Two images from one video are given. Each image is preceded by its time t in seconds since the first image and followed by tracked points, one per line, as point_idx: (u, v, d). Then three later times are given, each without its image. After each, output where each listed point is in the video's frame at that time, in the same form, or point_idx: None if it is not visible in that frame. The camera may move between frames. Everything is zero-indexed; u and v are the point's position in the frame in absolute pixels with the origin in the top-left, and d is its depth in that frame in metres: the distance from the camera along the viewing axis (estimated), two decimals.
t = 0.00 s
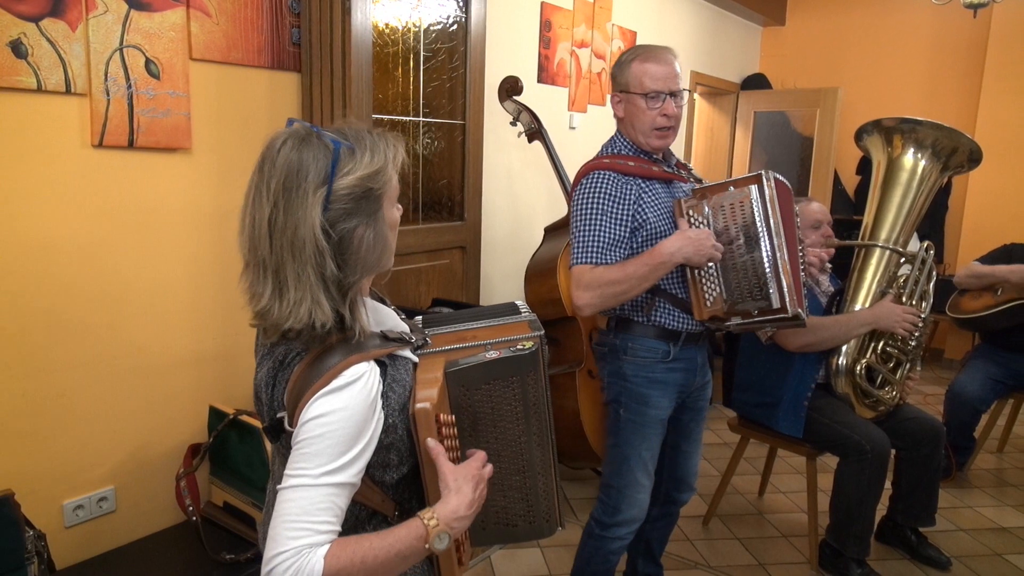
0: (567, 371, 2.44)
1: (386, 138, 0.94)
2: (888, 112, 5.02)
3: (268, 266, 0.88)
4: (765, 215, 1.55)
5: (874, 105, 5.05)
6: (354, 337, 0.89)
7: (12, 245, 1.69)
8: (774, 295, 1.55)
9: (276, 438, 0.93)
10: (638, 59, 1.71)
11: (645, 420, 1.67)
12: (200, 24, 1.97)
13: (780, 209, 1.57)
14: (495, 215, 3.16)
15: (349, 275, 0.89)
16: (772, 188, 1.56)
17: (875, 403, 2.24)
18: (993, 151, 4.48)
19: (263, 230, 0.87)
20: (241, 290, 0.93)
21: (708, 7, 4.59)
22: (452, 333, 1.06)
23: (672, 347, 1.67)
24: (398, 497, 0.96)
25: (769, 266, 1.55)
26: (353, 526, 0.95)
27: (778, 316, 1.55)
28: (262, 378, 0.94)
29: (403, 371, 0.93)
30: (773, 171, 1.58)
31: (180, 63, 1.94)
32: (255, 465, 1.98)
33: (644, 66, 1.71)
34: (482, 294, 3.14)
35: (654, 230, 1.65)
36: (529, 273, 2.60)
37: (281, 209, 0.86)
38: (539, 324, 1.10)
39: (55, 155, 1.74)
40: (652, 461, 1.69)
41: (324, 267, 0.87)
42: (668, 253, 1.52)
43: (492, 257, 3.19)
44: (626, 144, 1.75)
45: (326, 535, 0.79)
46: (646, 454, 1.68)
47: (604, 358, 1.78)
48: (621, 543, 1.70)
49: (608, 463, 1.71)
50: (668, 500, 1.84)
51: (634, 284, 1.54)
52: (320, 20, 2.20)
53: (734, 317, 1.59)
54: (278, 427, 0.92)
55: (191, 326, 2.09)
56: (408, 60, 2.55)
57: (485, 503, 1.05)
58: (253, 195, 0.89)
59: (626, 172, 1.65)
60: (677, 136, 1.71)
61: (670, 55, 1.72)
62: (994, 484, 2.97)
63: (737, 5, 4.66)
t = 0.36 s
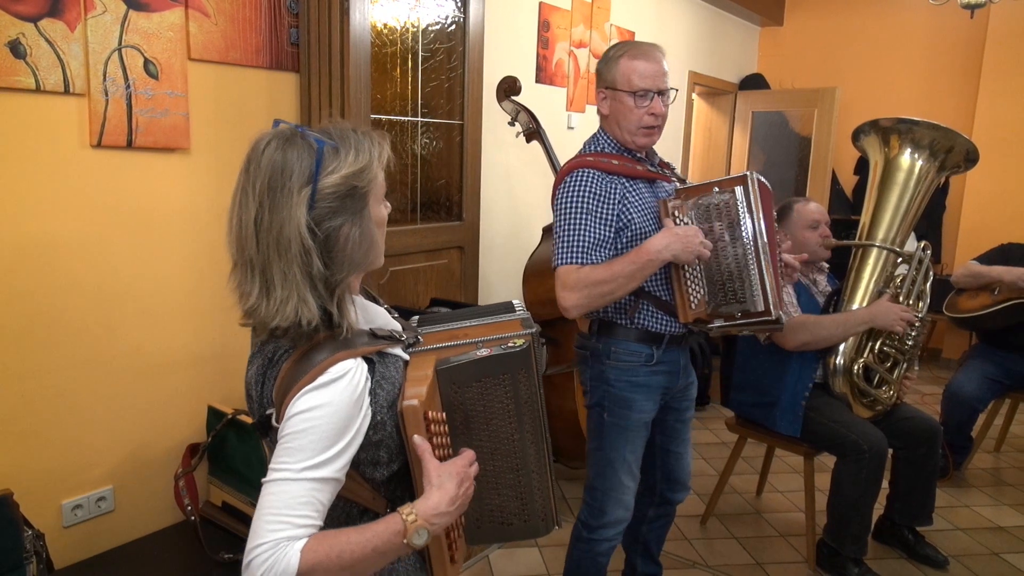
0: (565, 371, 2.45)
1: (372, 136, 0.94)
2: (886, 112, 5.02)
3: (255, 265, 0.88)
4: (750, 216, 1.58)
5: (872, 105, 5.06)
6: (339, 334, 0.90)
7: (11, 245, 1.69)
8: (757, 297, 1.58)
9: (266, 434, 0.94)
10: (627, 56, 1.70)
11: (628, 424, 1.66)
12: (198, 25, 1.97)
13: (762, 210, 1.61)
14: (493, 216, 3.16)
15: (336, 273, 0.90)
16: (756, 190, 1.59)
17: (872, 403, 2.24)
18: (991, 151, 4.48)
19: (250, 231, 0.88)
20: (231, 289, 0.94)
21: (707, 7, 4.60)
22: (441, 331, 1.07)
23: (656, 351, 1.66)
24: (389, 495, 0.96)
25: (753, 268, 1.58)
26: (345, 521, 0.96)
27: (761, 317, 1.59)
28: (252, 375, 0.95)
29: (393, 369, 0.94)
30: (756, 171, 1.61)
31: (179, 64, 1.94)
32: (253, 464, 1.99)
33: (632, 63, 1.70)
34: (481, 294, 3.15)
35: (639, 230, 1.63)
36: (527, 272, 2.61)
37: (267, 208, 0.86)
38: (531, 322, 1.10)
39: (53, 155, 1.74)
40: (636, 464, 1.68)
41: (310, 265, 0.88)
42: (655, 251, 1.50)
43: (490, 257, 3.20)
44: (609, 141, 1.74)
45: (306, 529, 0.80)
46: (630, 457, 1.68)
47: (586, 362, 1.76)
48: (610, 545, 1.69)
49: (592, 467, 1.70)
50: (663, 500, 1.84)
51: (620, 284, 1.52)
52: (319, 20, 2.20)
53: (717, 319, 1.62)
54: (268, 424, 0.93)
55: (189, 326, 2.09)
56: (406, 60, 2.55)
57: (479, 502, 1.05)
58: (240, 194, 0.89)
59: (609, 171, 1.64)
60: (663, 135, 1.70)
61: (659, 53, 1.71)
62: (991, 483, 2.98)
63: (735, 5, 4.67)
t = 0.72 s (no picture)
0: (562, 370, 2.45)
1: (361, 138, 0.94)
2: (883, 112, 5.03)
3: (235, 260, 0.90)
4: (744, 215, 1.59)
5: (869, 105, 5.06)
6: (318, 336, 0.88)
7: (9, 245, 1.69)
8: (751, 297, 1.60)
9: (259, 429, 0.95)
10: (628, 54, 1.68)
11: (625, 426, 1.66)
12: (196, 25, 1.97)
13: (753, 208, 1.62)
14: (491, 215, 3.17)
15: (310, 273, 0.89)
16: (748, 189, 1.60)
17: (869, 402, 2.24)
18: (988, 151, 4.49)
19: (233, 225, 0.89)
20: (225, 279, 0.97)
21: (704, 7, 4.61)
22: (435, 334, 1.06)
23: (652, 351, 1.67)
24: (382, 491, 0.97)
25: (747, 268, 1.59)
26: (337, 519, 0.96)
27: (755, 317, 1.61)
28: (246, 372, 0.96)
29: (386, 366, 0.94)
30: (745, 172, 1.62)
31: (176, 64, 1.94)
32: (251, 464, 1.99)
33: (633, 62, 1.68)
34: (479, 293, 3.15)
35: (638, 233, 1.62)
36: (525, 272, 2.62)
37: (246, 205, 0.88)
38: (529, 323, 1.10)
39: (51, 155, 1.74)
40: (632, 465, 1.68)
41: (283, 265, 0.87)
42: (660, 257, 1.50)
43: (488, 257, 3.20)
44: (602, 141, 1.72)
45: (301, 523, 0.80)
46: (626, 459, 1.68)
47: (581, 364, 1.75)
48: (605, 545, 1.69)
49: (587, 469, 1.70)
50: (664, 498, 1.84)
51: (623, 291, 1.51)
52: (317, 20, 2.20)
53: (711, 318, 1.63)
54: (261, 420, 0.94)
55: (187, 326, 2.10)
56: (404, 61, 2.55)
57: (475, 500, 1.05)
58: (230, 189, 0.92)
59: (604, 172, 1.62)
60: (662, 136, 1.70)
61: (658, 53, 1.70)
62: (989, 482, 2.99)
63: (733, 5, 4.68)
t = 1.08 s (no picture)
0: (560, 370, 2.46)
1: (334, 141, 0.97)
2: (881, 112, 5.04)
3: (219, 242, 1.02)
4: (740, 216, 1.60)
5: (867, 104, 5.07)
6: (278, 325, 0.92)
7: (7, 246, 1.69)
8: (746, 294, 1.63)
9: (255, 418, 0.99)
10: (645, 53, 1.66)
11: (628, 429, 1.66)
12: (194, 26, 1.97)
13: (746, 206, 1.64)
14: (489, 215, 3.17)
15: (258, 269, 0.96)
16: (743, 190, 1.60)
17: (867, 402, 2.25)
18: (986, 150, 4.49)
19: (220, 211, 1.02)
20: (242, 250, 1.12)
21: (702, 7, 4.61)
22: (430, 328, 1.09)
23: (653, 352, 1.68)
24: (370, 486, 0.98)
25: (742, 266, 1.62)
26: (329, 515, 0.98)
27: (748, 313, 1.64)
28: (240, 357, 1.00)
29: (374, 359, 0.97)
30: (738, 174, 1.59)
31: (174, 65, 1.94)
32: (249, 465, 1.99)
33: (648, 61, 1.67)
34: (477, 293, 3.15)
35: (644, 236, 1.62)
36: (524, 271, 2.63)
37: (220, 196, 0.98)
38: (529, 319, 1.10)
39: (50, 156, 1.74)
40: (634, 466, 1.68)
41: (236, 257, 0.96)
42: (668, 260, 1.50)
43: (487, 258, 3.20)
44: (605, 141, 1.70)
45: (275, 503, 0.82)
46: (628, 460, 1.68)
47: (581, 368, 1.73)
48: (605, 546, 1.70)
49: (589, 472, 1.69)
50: (658, 497, 1.84)
51: (634, 295, 1.49)
52: (314, 21, 2.21)
53: (707, 316, 1.64)
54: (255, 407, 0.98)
55: (185, 327, 2.10)
56: (401, 61, 2.55)
57: (471, 507, 1.02)
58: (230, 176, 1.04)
59: (613, 175, 1.59)
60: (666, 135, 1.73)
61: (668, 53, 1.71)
62: (987, 481, 2.99)
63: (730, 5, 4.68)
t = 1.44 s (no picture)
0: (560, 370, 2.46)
1: (297, 142, 1.06)
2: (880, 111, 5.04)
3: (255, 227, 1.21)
4: (743, 212, 1.61)
5: (866, 103, 5.07)
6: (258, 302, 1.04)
7: (5, 248, 1.69)
8: (751, 292, 1.63)
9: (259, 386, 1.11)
10: (661, 51, 1.68)
11: (632, 430, 1.66)
12: (192, 26, 1.97)
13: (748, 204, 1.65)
14: (489, 215, 3.17)
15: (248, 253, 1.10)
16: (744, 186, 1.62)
17: (866, 401, 2.25)
18: (985, 149, 4.50)
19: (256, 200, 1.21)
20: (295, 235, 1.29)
21: (700, 7, 4.61)
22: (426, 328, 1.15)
23: (658, 353, 1.68)
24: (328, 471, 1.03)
25: (747, 263, 1.62)
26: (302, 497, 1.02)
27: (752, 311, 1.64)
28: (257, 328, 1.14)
29: (348, 344, 1.04)
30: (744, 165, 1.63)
31: (173, 65, 1.94)
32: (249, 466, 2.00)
33: (663, 60, 1.68)
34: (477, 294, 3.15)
35: (651, 237, 1.62)
36: (524, 271, 2.64)
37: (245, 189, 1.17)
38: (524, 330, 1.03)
39: (48, 158, 1.74)
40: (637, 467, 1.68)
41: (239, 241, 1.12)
42: (674, 263, 1.49)
43: (486, 258, 3.20)
44: (609, 141, 1.69)
45: (204, 452, 0.90)
46: (632, 462, 1.68)
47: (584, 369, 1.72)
48: (607, 547, 1.69)
49: (592, 474, 1.68)
50: (658, 496, 1.84)
51: (642, 299, 1.49)
52: (313, 22, 2.21)
53: (710, 313, 1.64)
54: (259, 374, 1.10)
55: (184, 327, 2.10)
56: (400, 61, 2.55)
57: (432, 521, 0.97)
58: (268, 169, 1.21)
59: (619, 176, 1.59)
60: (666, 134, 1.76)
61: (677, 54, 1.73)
62: (986, 479, 3.00)
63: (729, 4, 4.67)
